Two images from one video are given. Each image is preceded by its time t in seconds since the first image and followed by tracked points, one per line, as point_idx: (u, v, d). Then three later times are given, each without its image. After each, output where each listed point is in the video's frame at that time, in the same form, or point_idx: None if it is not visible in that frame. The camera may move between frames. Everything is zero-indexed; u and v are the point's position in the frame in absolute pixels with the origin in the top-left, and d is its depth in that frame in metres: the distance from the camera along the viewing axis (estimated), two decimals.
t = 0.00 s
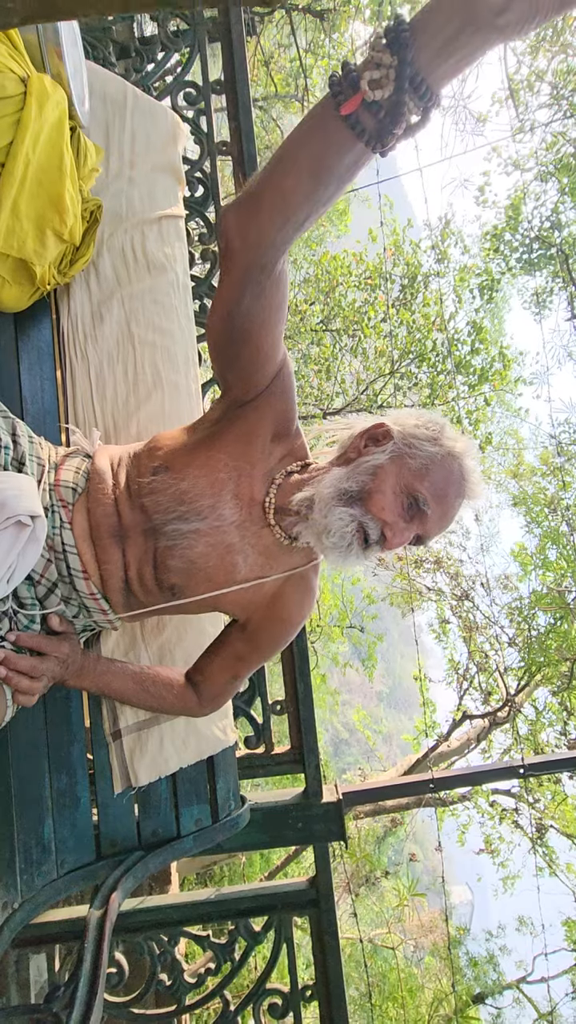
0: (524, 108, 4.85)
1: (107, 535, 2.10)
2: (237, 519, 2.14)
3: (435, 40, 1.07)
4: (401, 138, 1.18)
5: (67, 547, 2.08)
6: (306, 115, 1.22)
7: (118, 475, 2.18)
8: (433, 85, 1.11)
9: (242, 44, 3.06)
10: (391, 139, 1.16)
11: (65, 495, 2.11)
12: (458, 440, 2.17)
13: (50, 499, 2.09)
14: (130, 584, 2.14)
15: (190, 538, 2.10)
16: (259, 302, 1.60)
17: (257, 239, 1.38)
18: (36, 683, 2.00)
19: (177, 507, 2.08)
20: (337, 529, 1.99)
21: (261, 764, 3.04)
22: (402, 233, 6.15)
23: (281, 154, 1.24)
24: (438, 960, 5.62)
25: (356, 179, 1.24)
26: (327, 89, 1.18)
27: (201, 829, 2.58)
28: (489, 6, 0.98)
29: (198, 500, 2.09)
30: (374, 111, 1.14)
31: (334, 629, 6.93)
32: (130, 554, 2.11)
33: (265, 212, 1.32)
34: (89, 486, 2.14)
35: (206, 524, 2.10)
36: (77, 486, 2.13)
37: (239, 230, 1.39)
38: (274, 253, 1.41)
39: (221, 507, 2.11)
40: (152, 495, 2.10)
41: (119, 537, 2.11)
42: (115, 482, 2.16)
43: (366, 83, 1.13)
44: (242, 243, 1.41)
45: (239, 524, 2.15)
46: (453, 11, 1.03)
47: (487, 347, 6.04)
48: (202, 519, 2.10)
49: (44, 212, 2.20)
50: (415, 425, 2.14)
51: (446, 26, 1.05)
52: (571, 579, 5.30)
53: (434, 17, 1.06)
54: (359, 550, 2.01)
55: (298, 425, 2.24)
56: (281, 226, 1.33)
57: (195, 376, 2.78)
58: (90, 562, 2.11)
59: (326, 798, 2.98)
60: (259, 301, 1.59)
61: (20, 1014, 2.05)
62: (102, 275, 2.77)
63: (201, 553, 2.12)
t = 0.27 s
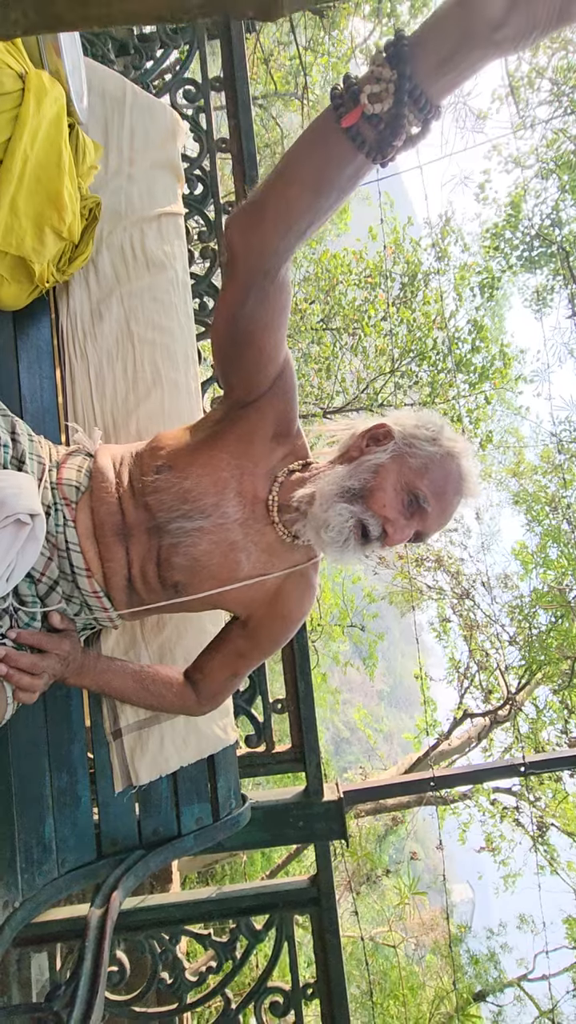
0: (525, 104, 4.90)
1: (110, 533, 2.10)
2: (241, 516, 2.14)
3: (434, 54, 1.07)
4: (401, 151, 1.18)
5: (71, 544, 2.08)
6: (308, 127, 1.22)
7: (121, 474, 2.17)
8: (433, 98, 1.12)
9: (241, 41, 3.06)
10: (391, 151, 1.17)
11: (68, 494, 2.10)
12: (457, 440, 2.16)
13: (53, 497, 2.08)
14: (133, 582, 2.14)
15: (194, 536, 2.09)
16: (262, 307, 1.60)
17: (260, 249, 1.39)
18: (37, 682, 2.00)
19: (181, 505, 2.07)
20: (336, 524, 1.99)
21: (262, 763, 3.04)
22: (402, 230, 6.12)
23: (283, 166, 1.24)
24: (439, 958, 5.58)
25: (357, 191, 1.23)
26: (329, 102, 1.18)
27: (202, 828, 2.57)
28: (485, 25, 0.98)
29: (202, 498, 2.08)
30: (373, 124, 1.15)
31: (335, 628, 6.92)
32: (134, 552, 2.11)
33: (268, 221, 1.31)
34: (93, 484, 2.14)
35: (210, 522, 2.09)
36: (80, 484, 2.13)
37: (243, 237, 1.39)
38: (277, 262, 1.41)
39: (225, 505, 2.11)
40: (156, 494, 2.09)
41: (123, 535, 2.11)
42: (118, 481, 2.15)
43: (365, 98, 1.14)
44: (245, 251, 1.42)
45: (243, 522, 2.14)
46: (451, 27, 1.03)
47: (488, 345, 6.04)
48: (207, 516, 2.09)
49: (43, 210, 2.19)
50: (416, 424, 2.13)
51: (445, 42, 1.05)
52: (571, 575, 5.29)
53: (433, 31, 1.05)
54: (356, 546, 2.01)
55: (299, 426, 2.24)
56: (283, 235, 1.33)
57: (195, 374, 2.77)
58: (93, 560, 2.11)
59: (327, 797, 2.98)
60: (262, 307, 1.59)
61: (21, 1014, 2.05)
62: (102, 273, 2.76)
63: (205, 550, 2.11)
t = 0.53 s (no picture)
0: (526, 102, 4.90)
1: (114, 533, 2.09)
2: (244, 517, 2.13)
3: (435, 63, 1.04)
4: (403, 156, 1.19)
5: (74, 544, 2.07)
6: (311, 134, 1.24)
7: (124, 475, 2.16)
8: (435, 106, 1.10)
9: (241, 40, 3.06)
10: (393, 157, 1.18)
11: (72, 494, 2.08)
12: (458, 444, 2.16)
13: (56, 496, 2.07)
14: (136, 583, 2.13)
15: (198, 536, 2.09)
16: (265, 314, 1.61)
17: (265, 253, 1.42)
18: (39, 682, 1.99)
19: (185, 506, 2.07)
20: (337, 524, 1.99)
21: (263, 762, 3.04)
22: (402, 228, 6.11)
23: (286, 174, 1.26)
24: (440, 956, 5.55)
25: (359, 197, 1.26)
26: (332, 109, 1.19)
27: (203, 828, 2.57)
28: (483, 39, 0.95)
29: (206, 499, 2.08)
30: (375, 130, 1.15)
31: (336, 627, 6.91)
32: (137, 553, 2.10)
33: (272, 227, 1.35)
34: (97, 484, 2.13)
35: (213, 523, 2.09)
36: (83, 484, 2.11)
37: (248, 243, 1.42)
38: (281, 266, 1.44)
39: (228, 506, 2.10)
40: (159, 495, 2.08)
41: (127, 536, 2.10)
42: (121, 482, 2.15)
43: (367, 104, 1.14)
44: (251, 257, 1.44)
45: (246, 523, 2.14)
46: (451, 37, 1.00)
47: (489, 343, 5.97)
48: (210, 517, 2.08)
49: (43, 209, 2.18)
50: (418, 428, 2.12)
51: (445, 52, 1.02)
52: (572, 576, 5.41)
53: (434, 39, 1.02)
54: (357, 547, 2.01)
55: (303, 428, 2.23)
56: (288, 238, 1.36)
57: (196, 374, 2.76)
58: (97, 560, 2.10)
59: (328, 796, 2.97)
60: (266, 314, 1.61)
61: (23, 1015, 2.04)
62: (102, 272, 2.75)
63: (208, 551, 2.10)
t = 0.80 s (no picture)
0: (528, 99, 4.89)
1: (114, 535, 2.09)
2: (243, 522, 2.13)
3: (438, 52, 1.07)
4: (406, 146, 1.17)
5: (72, 547, 2.05)
6: (312, 127, 1.20)
7: (125, 477, 2.16)
8: (438, 97, 1.11)
9: (242, 37, 3.05)
10: (397, 145, 1.15)
11: (71, 494, 2.08)
12: (462, 450, 2.15)
13: (56, 497, 2.06)
14: (135, 586, 2.12)
15: (197, 540, 2.07)
16: (268, 313, 1.57)
17: (266, 254, 1.36)
18: (39, 683, 1.98)
19: (185, 510, 2.06)
20: (338, 526, 1.95)
21: (264, 762, 3.03)
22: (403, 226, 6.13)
23: (288, 169, 1.22)
24: (440, 953, 5.54)
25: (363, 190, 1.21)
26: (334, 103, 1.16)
27: (205, 829, 2.55)
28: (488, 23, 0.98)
29: (206, 503, 2.07)
30: (379, 120, 1.13)
31: (337, 626, 6.77)
32: (136, 556, 2.09)
33: (273, 226, 1.29)
34: (96, 487, 2.12)
35: (213, 527, 2.08)
36: (83, 485, 2.10)
37: (249, 242, 1.36)
38: (283, 266, 1.39)
39: (228, 510, 2.10)
40: (160, 498, 2.07)
41: (127, 538, 2.09)
42: (122, 483, 2.14)
43: (370, 92, 1.13)
44: (251, 257, 1.39)
45: (245, 528, 2.14)
46: (454, 25, 1.03)
47: (491, 341, 5.98)
48: (210, 521, 2.08)
49: (43, 207, 2.17)
50: (422, 432, 2.11)
51: (450, 38, 1.05)
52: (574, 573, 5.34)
53: (437, 29, 1.05)
54: (359, 552, 1.97)
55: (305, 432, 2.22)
56: (289, 238, 1.30)
57: (197, 374, 2.75)
58: (95, 562, 2.09)
59: (329, 796, 2.96)
60: (268, 313, 1.56)
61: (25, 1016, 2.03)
62: (103, 271, 2.75)
63: (208, 556, 2.09)
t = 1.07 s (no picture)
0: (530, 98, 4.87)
1: (111, 538, 2.07)
2: (241, 525, 2.11)
3: (446, 28, 1.05)
4: (412, 129, 1.14)
5: (68, 549, 2.05)
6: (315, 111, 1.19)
7: (123, 479, 2.15)
8: (446, 76, 1.09)
9: (244, 34, 3.03)
10: (403, 129, 1.13)
11: (69, 495, 2.07)
12: (471, 455, 2.12)
13: (54, 499, 2.06)
14: (133, 588, 2.11)
15: (194, 544, 2.07)
16: (268, 306, 1.56)
17: (266, 242, 1.35)
18: (40, 686, 1.98)
19: (182, 513, 2.05)
20: (336, 534, 1.95)
21: (266, 763, 3.03)
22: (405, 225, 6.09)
23: (290, 153, 1.20)
24: (441, 952, 5.57)
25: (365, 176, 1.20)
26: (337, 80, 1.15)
27: (207, 829, 2.55)
28: None
29: (203, 506, 2.06)
30: (384, 101, 1.11)
31: (338, 625, 6.84)
32: (134, 558, 2.09)
33: (273, 212, 1.28)
34: (93, 489, 2.11)
35: (210, 531, 2.07)
36: (80, 487, 2.10)
37: (249, 228, 1.35)
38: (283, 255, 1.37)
39: (226, 514, 2.08)
40: (157, 500, 2.07)
41: (124, 540, 2.08)
42: (119, 485, 2.13)
43: (376, 70, 1.10)
44: (251, 245, 1.38)
45: (242, 531, 2.12)
46: None
47: (492, 341, 5.93)
48: (208, 524, 2.07)
49: (45, 207, 2.16)
50: (429, 436, 2.09)
51: (458, 13, 1.03)
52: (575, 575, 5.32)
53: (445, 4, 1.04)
54: (358, 560, 1.98)
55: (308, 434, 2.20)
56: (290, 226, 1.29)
57: (198, 373, 2.74)
58: (91, 563, 2.08)
59: (331, 797, 2.96)
60: (268, 305, 1.55)
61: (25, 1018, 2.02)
62: (104, 270, 2.74)
63: (205, 559, 2.09)
